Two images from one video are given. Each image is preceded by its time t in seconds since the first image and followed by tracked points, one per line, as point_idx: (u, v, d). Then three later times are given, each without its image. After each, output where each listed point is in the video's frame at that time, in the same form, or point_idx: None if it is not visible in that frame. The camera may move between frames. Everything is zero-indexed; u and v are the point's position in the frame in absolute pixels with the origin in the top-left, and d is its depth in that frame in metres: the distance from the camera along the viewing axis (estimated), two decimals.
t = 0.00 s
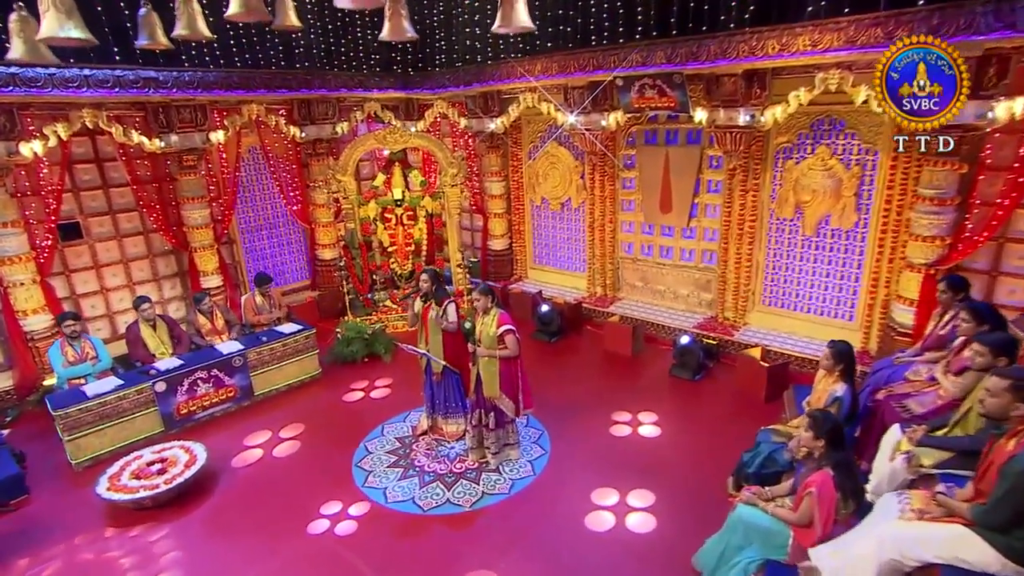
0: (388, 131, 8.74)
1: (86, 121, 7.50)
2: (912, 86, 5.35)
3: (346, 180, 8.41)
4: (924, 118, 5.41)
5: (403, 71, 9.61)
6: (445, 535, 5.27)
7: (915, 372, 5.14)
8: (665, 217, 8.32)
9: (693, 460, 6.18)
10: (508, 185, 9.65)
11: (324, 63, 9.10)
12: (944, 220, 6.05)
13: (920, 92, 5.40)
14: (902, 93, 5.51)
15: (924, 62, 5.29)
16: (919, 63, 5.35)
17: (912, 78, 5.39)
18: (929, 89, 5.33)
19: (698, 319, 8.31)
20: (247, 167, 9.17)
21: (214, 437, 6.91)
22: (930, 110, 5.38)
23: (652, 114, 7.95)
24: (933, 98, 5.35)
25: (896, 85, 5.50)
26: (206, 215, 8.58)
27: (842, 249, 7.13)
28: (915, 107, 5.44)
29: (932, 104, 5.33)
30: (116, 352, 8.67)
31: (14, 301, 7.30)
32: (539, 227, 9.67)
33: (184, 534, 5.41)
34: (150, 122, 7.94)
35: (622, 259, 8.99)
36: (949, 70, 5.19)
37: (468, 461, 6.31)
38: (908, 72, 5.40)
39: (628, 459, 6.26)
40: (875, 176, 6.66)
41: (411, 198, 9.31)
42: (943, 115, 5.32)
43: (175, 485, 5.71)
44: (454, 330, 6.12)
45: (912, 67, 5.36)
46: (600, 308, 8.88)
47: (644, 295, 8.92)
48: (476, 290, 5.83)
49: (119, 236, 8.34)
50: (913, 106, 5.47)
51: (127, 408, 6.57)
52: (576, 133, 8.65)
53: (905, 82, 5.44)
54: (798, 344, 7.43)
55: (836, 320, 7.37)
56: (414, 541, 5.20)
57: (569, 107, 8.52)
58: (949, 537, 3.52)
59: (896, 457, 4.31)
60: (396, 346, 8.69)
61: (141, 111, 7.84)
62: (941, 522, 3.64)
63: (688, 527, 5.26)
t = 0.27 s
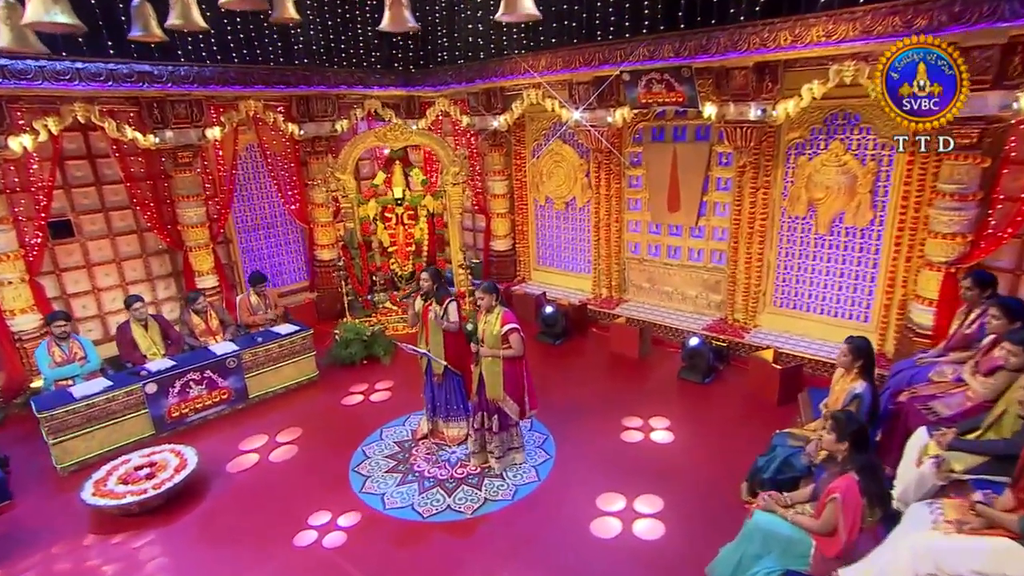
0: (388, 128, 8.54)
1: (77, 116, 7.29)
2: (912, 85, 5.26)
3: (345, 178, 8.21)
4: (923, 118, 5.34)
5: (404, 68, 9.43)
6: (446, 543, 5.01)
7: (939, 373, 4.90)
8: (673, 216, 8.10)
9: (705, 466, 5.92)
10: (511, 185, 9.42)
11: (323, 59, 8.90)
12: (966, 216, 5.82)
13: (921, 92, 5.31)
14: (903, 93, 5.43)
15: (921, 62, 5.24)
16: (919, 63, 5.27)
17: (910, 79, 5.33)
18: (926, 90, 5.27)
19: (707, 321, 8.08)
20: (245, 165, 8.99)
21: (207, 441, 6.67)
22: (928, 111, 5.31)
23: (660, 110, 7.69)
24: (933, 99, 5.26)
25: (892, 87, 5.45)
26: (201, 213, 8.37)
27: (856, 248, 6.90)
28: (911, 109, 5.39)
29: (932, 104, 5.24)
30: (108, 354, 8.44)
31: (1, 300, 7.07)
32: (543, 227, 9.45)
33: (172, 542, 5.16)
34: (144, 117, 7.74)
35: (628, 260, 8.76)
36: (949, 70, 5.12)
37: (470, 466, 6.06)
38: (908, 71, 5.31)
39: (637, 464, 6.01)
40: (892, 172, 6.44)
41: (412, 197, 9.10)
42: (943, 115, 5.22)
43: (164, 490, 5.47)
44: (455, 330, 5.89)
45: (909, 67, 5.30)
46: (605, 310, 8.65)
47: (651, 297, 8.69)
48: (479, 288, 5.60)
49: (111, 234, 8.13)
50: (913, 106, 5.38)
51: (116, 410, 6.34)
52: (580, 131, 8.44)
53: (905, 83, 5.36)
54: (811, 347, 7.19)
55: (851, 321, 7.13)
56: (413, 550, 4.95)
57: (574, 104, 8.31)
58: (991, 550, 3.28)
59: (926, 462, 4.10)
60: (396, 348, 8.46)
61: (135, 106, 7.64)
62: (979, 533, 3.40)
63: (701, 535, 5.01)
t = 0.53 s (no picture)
0: (386, 125, 8.32)
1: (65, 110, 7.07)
2: (913, 85, 5.27)
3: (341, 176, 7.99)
4: (922, 119, 5.36)
5: (403, 65, 9.23)
6: (445, 553, 4.75)
7: (964, 373, 4.69)
8: (678, 215, 7.89)
9: (715, 472, 5.67)
10: (512, 184, 9.20)
11: (320, 56, 8.70)
12: (985, 212, 5.60)
13: (921, 93, 5.35)
14: (902, 93, 5.45)
15: (921, 62, 5.27)
16: (919, 63, 5.29)
17: (909, 79, 5.36)
18: (925, 91, 5.31)
19: (714, 323, 7.84)
20: (239, 163, 8.79)
21: (196, 446, 6.40)
22: (927, 111, 5.34)
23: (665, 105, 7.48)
24: (933, 98, 5.29)
25: (891, 87, 5.47)
26: (194, 212, 8.15)
27: (870, 247, 6.68)
28: (910, 110, 5.42)
29: (933, 104, 5.26)
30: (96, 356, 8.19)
31: None
32: (545, 228, 9.23)
33: (156, 552, 4.90)
34: (135, 112, 7.52)
35: (633, 261, 8.52)
36: (949, 70, 5.16)
37: (470, 472, 5.80)
38: (908, 71, 5.33)
39: (643, 469, 5.76)
40: (906, 167, 6.23)
41: (410, 196, 8.88)
42: (943, 116, 5.26)
43: (148, 497, 5.20)
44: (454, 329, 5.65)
45: (909, 67, 5.33)
46: (609, 312, 8.42)
47: (656, 298, 8.45)
48: (478, 284, 5.36)
49: (100, 233, 7.90)
50: (913, 107, 5.40)
51: (100, 413, 6.08)
52: (583, 128, 8.23)
53: (905, 82, 5.37)
54: (824, 349, 6.95)
55: (865, 322, 6.89)
56: (410, 560, 4.68)
57: (577, 100, 8.11)
58: None
59: (956, 466, 3.82)
60: (393, 351, 8.21)
61: (125, 101, 7.43)
62: (1020, 542, 3.15)
63: (714, 544, 4.75)
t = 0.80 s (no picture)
0: (384, 123, 8.14)
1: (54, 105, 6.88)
2: (912, 86, 5.17)
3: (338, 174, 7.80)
4: (923, 119, 5.23)
5: (402, 63, 9.06)
6: (445, 561, 4.52)
7: (987, 373, 4.50)
8: (684, 214, 7.70)
9: (726, 477, 5.45)
10: (513, 183, 9.01)
11: (317, 53, 8.52)
12: (1003, 207, 5.42)
13: (921, 93, 5.22)
14: (902, 93, 5.33)
15: (920, 63, 5.16)
16: (919, 63, 5.18)
17: (909, 78, 5.24)
18: (925, 91, 5.19)
19: (721, 325, 7.65)
20: (233, 161, 8.61)
21: (186, 450, 6.17)
22: (927, 112, 5.20)
23: (670, 101, 7.37)
24: (933, 98, 5.17)
25: (892, 86, 5.35)
26: (187, 211, 7.95)
27: (882, 245, 6.49)
28: (910, 110, 5.28)
29: (933, 104, 5.15)
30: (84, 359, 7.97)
31: None
32: (546, 228, 9.04)
33: (141, 560, 4.67)
34: (126, 108, 7.33)
35: (637, 261, 8.33)
36: (949, 70, 5.07)
37: (470, 477, 5.57)
38: (908, 71, 5.21)
39: (650, 474, 5.55)
40: (920, 162, 6.04)
41: (409, 195, 8.70)
42: (943, 115, 5.14)
43: (134, 502, 4.97)
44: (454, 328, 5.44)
45: (907, 67, 5.21)
46: (612, 313, 8.22)
47: (661, 300, 8.25)
48: (481, 282, 5.18)
49: (90, 232, 7.70)
50: (913, 107, 5.27)
51: (86, 416, 5.85)
52: (586, 125, 8.06)
53: (905, 83, 5.26)
54: (835, 351, 6.75)
55: (877, 323, 6.69)
56: (408, 568, 4.45)
57: (580, 97, 7.93)
58: None
59: (984, 467, 3.64)
60: (391, 353, 8.00)
61: (117, 96, 7.24)
62: None
63: (727, 552, 4.52)
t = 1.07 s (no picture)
0: (384, 119, 7.93)
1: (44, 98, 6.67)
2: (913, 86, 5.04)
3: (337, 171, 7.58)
4: (921, 120, 5.13)
5: (403, 60, 8.89)
6: (447, 571, 4.25)
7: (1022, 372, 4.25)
8: (694, 212, 7.48)
9: (742, 484, 5.19)
10: (517, 183, 8.79)
11: (317, 49, 8.31)
12: None
13: (921, 93, 5.09)
14: (902, 93, 5.20)
15: (920, 63, 5.03)
16: (919, 63, 5.05)
17: (908, 79, 5.12)
18: (924, 90, 5.08)
19: (732, 327, 7.40)
20: (230, 159, 8.41)
21: (177, 455, 5.92)
22: (926, 112, 5.10)
23: (679, 96, 7.15)
24: (933, 99, 5.04)
25: (891, 87, 5.22)
26: (181, 208, 7.73)
27: (901, 243, 6.25)
28: (910, 110, 5.16)
29: (933, 104, 5.01)
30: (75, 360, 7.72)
31: None
32: (551, 228, 8.81)
33: (126, 569, 4.41)
34: (120, 102, 7.12)
35: (644, 261, 8.09)
36: (949, 70, 4.94)
37: (474, 482, 5.31)
38: (908, 71, 5.08)
39: (662, 480, 5.29)
40: (942, 156, 5.81)
41: (411, 193, 8.47)
42: (944, 115, 5.00)
43: (120, 509, 4.71)
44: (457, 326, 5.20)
45: (907, 67, 5.09)
46: (620, 315, 7.98)
47: (669, 301, 8.00)
48: (486, 278, 4.91)
49: (81, 230, 7.48)
50: (913, 107, 5.14)
51: (73, 418, 5.60)
52: (592, 121, 7.85)
53: (905, 83, 5.14)
54: (853, 354, 6.51)
55: (896, 324, 6.44)
56: None
57: (586, 92, 7.72)
58: None
59: None
60: (391, 356, 7.75)
61: (110, 89, 7.04)
62: None
63: (747, 562, 4.26)
